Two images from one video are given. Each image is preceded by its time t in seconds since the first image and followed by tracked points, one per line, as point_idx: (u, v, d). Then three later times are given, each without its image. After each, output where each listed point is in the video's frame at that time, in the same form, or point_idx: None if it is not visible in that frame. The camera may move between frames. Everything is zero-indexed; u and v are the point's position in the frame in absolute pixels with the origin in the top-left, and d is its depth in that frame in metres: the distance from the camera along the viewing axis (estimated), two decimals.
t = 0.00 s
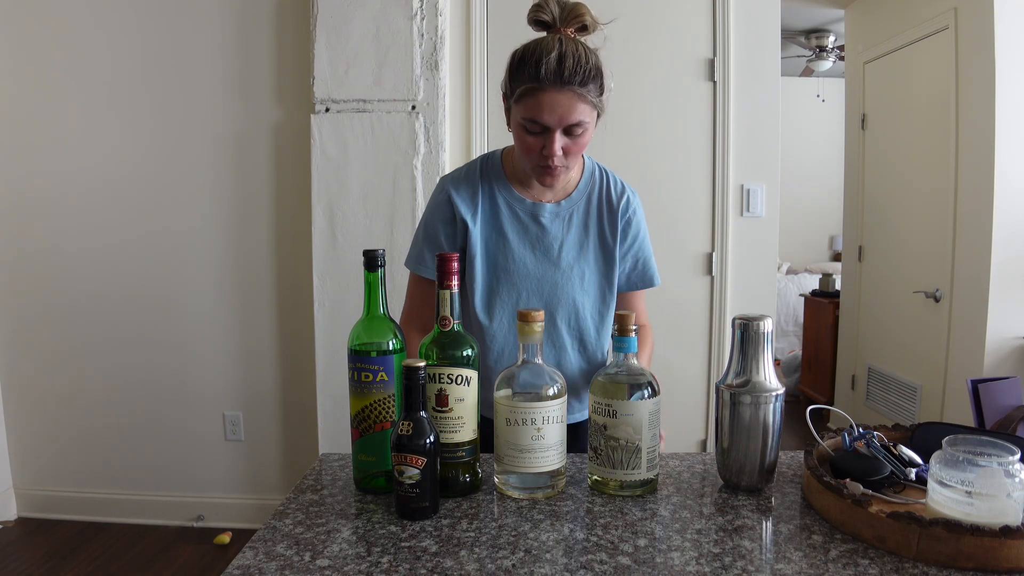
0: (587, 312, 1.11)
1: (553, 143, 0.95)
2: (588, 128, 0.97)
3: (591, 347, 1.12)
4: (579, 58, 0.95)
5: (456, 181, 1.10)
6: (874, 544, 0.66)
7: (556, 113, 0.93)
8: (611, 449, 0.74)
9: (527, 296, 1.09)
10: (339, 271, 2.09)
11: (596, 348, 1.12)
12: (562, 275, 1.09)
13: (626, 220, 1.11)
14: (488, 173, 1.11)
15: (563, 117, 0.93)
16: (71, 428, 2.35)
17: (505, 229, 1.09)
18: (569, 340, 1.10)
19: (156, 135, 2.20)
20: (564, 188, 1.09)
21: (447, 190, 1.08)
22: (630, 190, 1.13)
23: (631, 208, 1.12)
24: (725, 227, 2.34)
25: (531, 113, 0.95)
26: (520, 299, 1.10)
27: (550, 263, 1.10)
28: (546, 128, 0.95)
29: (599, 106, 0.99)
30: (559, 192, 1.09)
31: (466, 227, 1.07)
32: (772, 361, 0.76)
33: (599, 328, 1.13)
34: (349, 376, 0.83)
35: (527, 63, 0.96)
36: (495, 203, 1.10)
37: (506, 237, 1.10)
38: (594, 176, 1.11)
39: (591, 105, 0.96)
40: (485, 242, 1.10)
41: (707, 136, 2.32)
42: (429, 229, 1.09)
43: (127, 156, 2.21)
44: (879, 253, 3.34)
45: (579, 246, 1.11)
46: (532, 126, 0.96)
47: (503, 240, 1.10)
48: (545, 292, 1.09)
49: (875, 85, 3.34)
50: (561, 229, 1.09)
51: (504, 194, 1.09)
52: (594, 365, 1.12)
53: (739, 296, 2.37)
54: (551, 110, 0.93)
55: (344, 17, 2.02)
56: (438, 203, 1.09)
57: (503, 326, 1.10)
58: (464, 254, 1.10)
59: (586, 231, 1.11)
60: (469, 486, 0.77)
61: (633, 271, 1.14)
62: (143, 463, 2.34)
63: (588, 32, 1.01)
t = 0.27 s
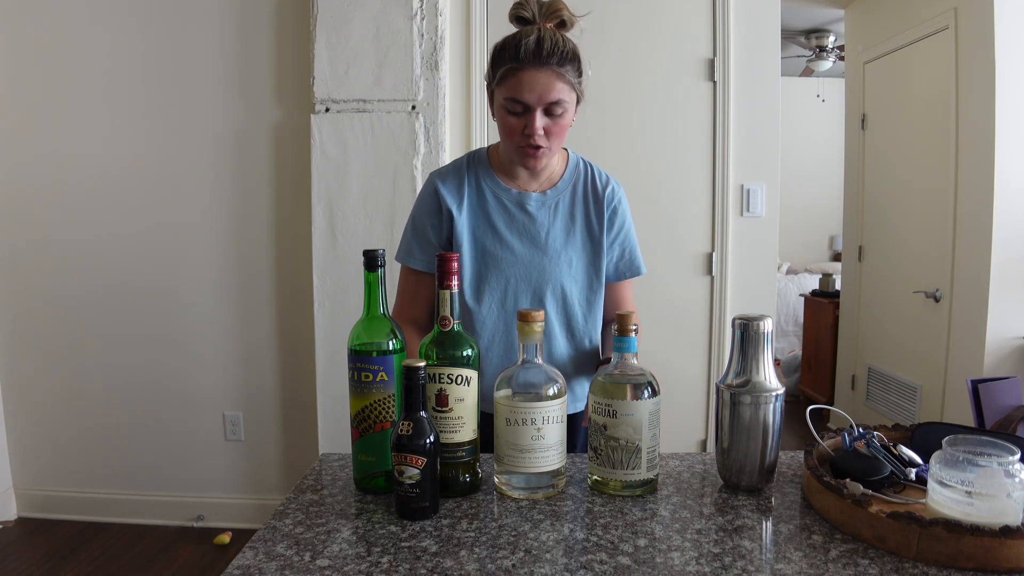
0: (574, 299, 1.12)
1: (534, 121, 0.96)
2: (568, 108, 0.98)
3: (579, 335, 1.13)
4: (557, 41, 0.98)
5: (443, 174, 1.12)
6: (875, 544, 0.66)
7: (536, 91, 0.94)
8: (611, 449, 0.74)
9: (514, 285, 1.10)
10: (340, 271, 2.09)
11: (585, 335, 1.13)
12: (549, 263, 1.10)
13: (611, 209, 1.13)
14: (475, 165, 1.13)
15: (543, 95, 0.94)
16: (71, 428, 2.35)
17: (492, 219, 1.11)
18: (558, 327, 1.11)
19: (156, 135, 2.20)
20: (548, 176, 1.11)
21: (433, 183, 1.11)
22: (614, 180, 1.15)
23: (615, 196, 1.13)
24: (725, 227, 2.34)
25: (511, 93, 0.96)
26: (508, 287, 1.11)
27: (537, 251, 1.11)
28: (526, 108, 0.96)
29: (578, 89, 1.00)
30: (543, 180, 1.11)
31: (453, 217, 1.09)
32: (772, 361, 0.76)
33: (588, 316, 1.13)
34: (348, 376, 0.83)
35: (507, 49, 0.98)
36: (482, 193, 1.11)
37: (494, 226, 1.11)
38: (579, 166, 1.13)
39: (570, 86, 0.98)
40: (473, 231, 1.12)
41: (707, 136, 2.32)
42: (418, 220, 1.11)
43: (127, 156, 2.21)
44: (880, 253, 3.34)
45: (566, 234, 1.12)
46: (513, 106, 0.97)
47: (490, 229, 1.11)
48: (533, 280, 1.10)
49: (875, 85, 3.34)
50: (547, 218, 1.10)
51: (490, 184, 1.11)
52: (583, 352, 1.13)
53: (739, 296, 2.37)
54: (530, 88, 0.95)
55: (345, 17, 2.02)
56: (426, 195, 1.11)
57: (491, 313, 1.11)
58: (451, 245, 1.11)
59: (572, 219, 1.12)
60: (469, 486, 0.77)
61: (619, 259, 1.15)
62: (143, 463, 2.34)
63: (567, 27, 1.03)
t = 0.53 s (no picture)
0: (565, 289, 1.13)
1: (526, 98, 1.00)
2: (558, 90, 1.03)
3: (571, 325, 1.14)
4: (545, 31, 1.05)
5: (436, 171, 1.15)
6: (875, 544, 0.66)
7: (526, 68, 1.00)
8: (611, 449, 0.74)
9: (506, 275, 1.12)
10: (340, 271, 2.09)
11: (578, 324, 1.14)
12: (540, 254, 1.11)
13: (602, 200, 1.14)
14: (466, 161, 1.15)
15: (533, 72, 1.00)
16: (71, 429, 2.35)
17: (483, 212, 1.12)
18: (550, 316, 1.12)
19: (156, 135, 2.20)
20: (538, 171, 1.13)
21: (426, 180, 1.14)
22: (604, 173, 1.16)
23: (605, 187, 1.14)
24: (725, 227, 2.34)
25: (502, 73, 1.01)
26: (499, 278, 1.12)
27: (528, 242, 1.12)
28: (517, 87, 1.01)
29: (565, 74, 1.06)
30: (534, 175, 1.13)
31: (444, 210, 1.11)
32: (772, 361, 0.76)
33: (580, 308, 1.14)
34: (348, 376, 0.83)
35: (498, 39, 1.05)
36: (473, 188, 1.13)
37: (485, 218, 1.13)
38: (570, 159, 1.14)
39: (558, 69, 1.03)
40: (464, 224, 1.13)
41: (707, 136, 2.32)
42: (411, 215, 1.14)
43: (127, 156, 2.21)
44: (880, 253, 3.34)
45: (557, 226, 1.13)
46: (504, 87, 1.02)
47: (481, 222, 1.13)
48: (524, 270, 1.11)
49: (875, 86, 3.34)
50: (538, 209, 1.12)
51: (481, 178, 1.13)
52: (575, 340, 1.15)
53: (740, 296, 2.37)
54: (520, 65, 1.00)
55: (345, 17, 2.02)
56: (418, 192, 1.14)
57: (483, 304, 1.12)
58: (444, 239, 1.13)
59: (563, 210, 1.13)
60: (469, 486, 0.77)
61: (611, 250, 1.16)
62: (143, 463, 2.35)
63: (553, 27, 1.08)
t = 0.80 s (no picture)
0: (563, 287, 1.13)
1: (526, 88, 1.02)
2: (557, 84, 1.04)
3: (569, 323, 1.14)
4: (546, 28, 1.07)
5: (434, 172, 1.16)
6: (875, 544, 0.66)
7: (527, 59, 1.02)
8: (611, 449, 0.74)
9: (504, 274, 1.12)
10: (340, 271, 2.09)
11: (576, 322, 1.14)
12: (538, 252, 1.11)
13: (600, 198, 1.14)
14: (465, 161, 1.16)
15: (534, 63, 1.02)
16: (71, 429, 2.35)
17: (481, 211, 1.13)
18: (547, 316, 1.12)
19: (155, 135, 2.20)
20: (536, 170, 1.13)
21: (424, 181, 1.14)
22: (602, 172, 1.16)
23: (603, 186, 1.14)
24: (725, 227, 2.34)
25: (504, 64, 1.03)
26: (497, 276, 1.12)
27: (526, 241, 1.12)
28: (518, 77, 1.02)
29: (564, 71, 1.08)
30: (532, 174, 1.13)
31: (442, 210, 1.12)
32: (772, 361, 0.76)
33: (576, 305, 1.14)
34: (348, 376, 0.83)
35: (498, 35, 1.07)
36: (471, 188, 1.13)
37: (483, 218, 1.13)
38: (567, 158, 1.15)
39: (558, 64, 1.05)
40: (462, 224, 1.14)
41: (707, 136, 2.32)
42: (410, 216, 1.15)
43: (127, 156, 2.21)
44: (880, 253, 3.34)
45: (554, 224, 1.13)
46: (505, 79, 1.03)
47: (479, 221, 1.13)
48: (522, 269, 1.11)
49: (875, 86, 3.34)
50: (535, 208, 1.12)
51: (479, 178, 1.13)
52: (574, 339, 1.15)
53: (740, 296, 2.37)
54: (521, 56, 1.02)
55: (345, 17, 2.02)
56: (417, 193, 1.15)
57: (481, 302, 1.13)
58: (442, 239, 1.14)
59: (560, 209, 1.13)
60: (469, 487, 0.77)
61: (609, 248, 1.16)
62: (143, 463, 2.35)
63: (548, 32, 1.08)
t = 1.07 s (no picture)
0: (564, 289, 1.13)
1: (532, 90, 1.02)
2: (562, 87, 1.05)
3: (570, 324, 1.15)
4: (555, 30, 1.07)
5: (434, 175, 1.16)
6: (875, 544, 0.66)
7: (535, 60, 1.02)
8: (611, 449, 0.74)
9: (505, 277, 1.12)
10: (339, 271, 2.09)
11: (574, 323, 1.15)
12: (538, 255, 1.12)
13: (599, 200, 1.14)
14: (465, 162, 1.16)
15: (541, 65, 1.02)
16: (71, 429, 2.35)
17: (480, 214, 1.13)
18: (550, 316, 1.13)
19: (155, 135, 2.20)
20: (536, 172, 1.13)
21: (425, 184, 1.14)
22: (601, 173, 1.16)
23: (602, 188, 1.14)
24: (725, 227, 2.34)
25: (511, 64, 1.03)
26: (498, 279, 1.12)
27: (526, 243, 1.12)
28: (525, 79, 1.03)
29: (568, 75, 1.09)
30: (531, 176, 1.13)
31: (443, 213, 1.12)
32: (772, 361, 0.76)
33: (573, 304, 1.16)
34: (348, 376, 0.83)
35: (504, 33, 1.06)
36: (471, 190, 1.14)
37: (483, 222, 1.13)
38: (567, 160, 1.15)
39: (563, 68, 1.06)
40: (463, 226, 1.14)
41: (707, 136, 2.32)
42: (411, 219, 1.15)
43: (127, 156, 2.21)
44: (880, 253, 3.34)
45: (554, 226, 1.13)
46: (511, 78, 1.03)
47: (479, 224, 1.13)
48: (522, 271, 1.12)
49: (875, 86, 3.34)
50: (535, 211, 1.12)
51: (479, 181, 1.13)
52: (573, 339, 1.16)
53: (739, 296, 2.37)
54: (529, 57, 1.02)
55: (345, 17, 2.02)
56: (418, 196, 1.15)
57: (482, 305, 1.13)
58: (443, 241, 1.14)
59: (560, 211, 1.13)
60: (469, 486, 0.77)
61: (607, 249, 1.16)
62: (143, 462, 2.35)
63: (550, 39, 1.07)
